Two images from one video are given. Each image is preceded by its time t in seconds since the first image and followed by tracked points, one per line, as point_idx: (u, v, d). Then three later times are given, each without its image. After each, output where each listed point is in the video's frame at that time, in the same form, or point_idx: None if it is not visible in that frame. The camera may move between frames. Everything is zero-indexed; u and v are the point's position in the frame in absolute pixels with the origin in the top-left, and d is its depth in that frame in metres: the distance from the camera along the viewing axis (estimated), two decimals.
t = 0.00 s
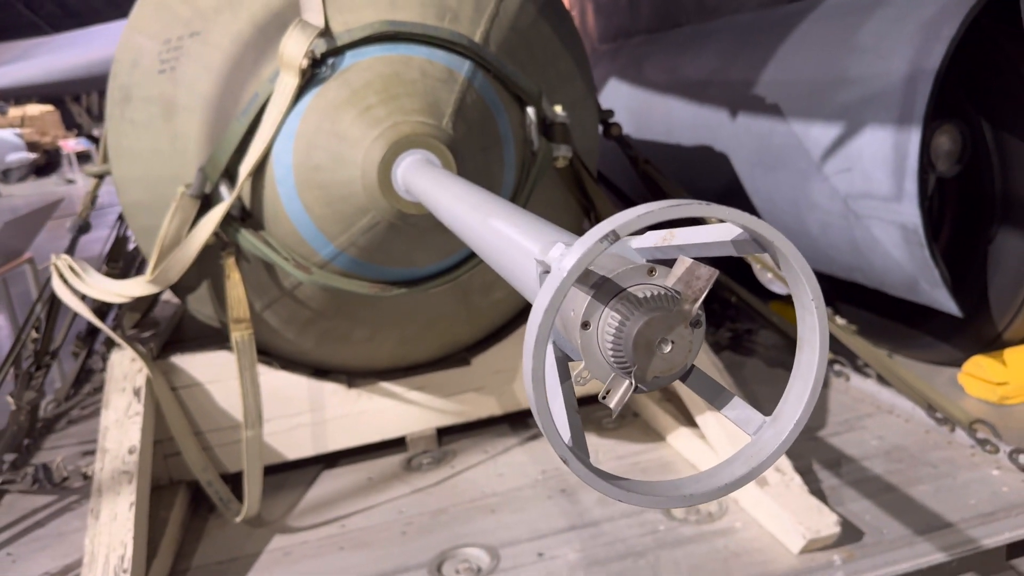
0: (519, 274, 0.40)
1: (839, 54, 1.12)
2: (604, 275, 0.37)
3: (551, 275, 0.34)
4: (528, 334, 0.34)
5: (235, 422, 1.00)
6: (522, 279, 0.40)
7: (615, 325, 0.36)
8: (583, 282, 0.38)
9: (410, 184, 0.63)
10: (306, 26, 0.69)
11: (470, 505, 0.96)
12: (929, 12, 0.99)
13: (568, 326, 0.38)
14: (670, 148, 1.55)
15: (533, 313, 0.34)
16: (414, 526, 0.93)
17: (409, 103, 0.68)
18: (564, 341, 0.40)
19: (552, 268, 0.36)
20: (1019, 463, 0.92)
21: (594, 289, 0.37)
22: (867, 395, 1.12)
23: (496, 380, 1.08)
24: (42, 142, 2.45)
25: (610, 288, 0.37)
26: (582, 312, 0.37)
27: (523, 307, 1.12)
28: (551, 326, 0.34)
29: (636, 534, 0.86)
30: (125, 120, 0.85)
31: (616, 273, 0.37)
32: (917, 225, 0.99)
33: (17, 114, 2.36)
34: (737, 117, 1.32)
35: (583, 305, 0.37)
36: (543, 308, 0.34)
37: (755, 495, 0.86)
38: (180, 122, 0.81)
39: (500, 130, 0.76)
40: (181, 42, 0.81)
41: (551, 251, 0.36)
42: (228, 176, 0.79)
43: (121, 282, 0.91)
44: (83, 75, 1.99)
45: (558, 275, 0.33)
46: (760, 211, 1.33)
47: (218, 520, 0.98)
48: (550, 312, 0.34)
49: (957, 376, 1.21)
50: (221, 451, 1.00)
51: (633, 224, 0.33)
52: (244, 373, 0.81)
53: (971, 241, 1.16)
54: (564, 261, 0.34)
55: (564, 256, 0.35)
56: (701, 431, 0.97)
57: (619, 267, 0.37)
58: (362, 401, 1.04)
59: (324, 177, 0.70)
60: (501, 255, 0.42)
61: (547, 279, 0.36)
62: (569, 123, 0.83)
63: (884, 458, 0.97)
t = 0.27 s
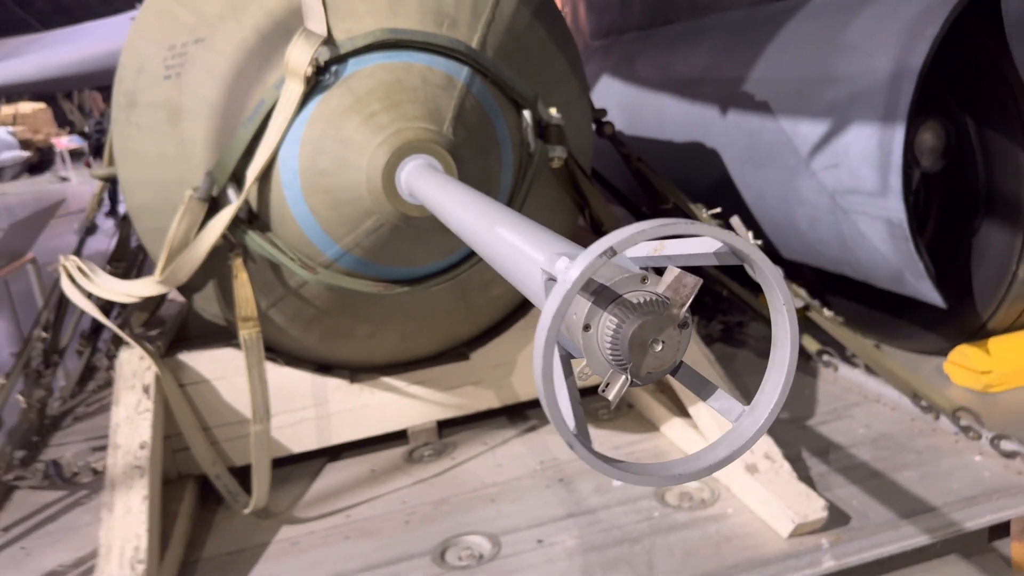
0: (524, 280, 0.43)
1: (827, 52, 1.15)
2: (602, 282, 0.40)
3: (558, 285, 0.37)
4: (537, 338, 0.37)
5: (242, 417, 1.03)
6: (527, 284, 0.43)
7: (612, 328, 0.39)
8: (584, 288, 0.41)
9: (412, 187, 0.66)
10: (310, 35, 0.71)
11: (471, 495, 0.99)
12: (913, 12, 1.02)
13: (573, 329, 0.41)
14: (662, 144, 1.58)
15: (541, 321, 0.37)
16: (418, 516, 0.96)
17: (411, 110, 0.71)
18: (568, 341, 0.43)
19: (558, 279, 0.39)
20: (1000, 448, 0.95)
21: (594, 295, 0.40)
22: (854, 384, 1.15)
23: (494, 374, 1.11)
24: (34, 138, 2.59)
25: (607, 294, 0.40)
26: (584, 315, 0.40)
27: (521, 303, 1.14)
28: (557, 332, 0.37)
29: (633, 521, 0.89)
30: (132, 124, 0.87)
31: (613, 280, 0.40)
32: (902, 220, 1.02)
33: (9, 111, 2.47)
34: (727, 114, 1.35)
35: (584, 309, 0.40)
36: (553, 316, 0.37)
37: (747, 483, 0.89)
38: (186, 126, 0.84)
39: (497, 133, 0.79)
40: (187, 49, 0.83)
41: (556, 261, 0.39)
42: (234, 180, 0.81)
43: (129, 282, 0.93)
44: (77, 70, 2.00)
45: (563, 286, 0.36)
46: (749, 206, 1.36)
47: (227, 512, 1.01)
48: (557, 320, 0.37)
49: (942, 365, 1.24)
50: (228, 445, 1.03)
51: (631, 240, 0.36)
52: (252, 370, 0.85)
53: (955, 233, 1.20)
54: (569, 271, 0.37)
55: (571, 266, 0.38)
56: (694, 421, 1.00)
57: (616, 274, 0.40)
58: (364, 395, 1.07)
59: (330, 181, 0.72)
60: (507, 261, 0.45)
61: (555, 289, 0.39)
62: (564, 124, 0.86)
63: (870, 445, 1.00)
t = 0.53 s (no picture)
0: (514, 304, 0.48)
1: (800, 52, 1.20)
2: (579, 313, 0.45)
3: (546, 320, 0.42)
4: (530, 362, 0.43)
5: (245, 405, 1.08)
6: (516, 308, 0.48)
7: (585, 354, 0.45)
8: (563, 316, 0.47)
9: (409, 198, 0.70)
10: (313, 54, 0.77)
11: (463, 477, 1.05)
12: (879, 17, 1.07)
13: (555, 355, 0.47)
14: (643, 136, 1.63)
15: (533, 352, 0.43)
16: (414, 498, 1.02)
17: (407, 125, 0.75)
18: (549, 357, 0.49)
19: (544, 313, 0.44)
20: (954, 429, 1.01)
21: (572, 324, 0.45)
22: (822, 368, 1.22)
23: (484, 362, 1.17)
24: None
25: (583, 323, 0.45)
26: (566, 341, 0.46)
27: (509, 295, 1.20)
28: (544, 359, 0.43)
29: (615, 499, 0.96)
30: (138, 130, 0.92)
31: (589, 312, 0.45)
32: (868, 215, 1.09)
33: None
34: (705, 109, 1.41)
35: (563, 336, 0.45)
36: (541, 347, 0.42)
37: (720, 464, 0.96)
38: (190, 133, 0.88)
39: (487, 141, 0.84)
40: (191, 59, 0.88)
41: (543, 296, 0.44)
42: (239, 185, 0.86)
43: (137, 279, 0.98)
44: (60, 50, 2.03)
45: (551, 322, 0.42)
46: (727, 199, 1.42)
47: (232, 496, 1.07)
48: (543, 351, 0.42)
49: (908, 349, 1.32)
50: (232, 432, 1.08)
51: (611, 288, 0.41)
52: (257, 363, 0.91)
53: (918, 225, 1.27)
54: (556, 310, 0.42)
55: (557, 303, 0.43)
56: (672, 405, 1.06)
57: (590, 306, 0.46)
58: (360, 384, 1.12)
59: (331, 189, 0.77)
60: (498, 284, 0.50)
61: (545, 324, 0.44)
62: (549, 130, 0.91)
63: (837, 426, 1.07)
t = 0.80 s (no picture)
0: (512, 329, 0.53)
1: (772, 65, 1.27)
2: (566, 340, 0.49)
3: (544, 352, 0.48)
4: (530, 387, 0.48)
5: (246, 403, 1.13)
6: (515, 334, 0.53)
7: (572, 378, 0.48)
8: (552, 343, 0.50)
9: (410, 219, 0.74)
10: (316, 79, 0.83)
11: (455, 469, 1.12)
12: (844, 35, 1.14)
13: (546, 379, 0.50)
14: (624, 139, 1.69)
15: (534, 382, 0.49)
16: (409, 489, 1.08)
17: (406, 148, 0.81)
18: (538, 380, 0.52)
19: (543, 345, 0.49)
20: (911, 420, 1.09)
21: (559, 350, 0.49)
22: (792, 364, 1.30)
23: (473, 360, 1.24)
24: None
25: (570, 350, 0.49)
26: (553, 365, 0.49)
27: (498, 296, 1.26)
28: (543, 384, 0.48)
29: (598, 489, 1.03)
30: (145, 145, 0.97)
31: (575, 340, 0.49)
32: (833, 220, 1.16)
33: None
34: (683, 115, 1.47)
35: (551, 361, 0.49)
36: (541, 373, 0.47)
37: (695, 455, 1.03)
38: (196, 148, 0.94)
39: (478, 159, 0.90)
40: (196, 78, 0.93)
41: (539, 328, 0.50)
42: (246, 199, 0.91)
43: (145, 284, 1.03)
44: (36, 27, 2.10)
45: (546, 353, 0.47)
46: (704, 203, 1.48)
47: (236, 488, 1.13)
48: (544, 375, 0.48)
49: (873, 345, 1.39)
50: (235, 429, 1.14)
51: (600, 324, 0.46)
52: (262, 364, 0.96)
53: (883, 228, 1.35)
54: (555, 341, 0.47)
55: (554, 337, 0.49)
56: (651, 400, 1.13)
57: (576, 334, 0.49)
58: (356, 382, 1.18)
59: (335, 207, 0.83)
60: (497, 311, 0.55)
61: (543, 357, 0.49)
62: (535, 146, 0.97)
63: (803, 419, 1.15)
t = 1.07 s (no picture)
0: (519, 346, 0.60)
1: (746, 82, 1.36)
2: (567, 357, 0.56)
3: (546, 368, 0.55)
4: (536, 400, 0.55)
5: (255, 398, 1.21)
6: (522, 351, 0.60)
7: (570, 389, 0.55)
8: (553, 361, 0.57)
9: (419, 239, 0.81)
10: (330, 107, 0.91)
11: (451, 460, 1.20)
12: (812, 57, 1.23)
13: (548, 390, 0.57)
14: (608, 146, 1.78)
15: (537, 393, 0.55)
16: (409, 479, 1.17)
17: (413, 170, 0.89)
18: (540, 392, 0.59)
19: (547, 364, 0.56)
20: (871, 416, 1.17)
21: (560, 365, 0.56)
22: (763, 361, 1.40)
23: (467, 357, 1.32)
24: None
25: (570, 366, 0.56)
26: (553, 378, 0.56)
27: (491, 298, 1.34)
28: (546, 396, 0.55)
29: (584, 478, 1.12)
30: (164, 160, 1.04)
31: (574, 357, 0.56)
32: (802, 229, 1.25)
33: None
34: (664, 126, 1.56)
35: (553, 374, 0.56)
36: (544, 386, 0.54)
37: (673, 446, 1.12)
38: (213, 163, 1.01)
39: (477, 177, 0.98)
40: (213, 99, 1.00)
41: (543, 347, 0.57)
42: (262, 213, 0.99)
43: (161, 289, 1.10)
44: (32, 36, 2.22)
45: (552, 368, 0.54)
46: (683, 209, 1.57)
47: (245, 479, 1.21)
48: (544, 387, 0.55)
49: (840, 344, 1.49)
50: (244, 423, 1.22)
51: (597, 345, 0.53)
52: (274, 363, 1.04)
53: (850, 234, 1.45)
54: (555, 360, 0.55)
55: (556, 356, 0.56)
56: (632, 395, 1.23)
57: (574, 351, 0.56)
58: (357, 378, 1.26)
59: (347, 222, 0.91)
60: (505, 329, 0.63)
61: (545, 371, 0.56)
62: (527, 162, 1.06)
63: (774, 413, 1.25)
